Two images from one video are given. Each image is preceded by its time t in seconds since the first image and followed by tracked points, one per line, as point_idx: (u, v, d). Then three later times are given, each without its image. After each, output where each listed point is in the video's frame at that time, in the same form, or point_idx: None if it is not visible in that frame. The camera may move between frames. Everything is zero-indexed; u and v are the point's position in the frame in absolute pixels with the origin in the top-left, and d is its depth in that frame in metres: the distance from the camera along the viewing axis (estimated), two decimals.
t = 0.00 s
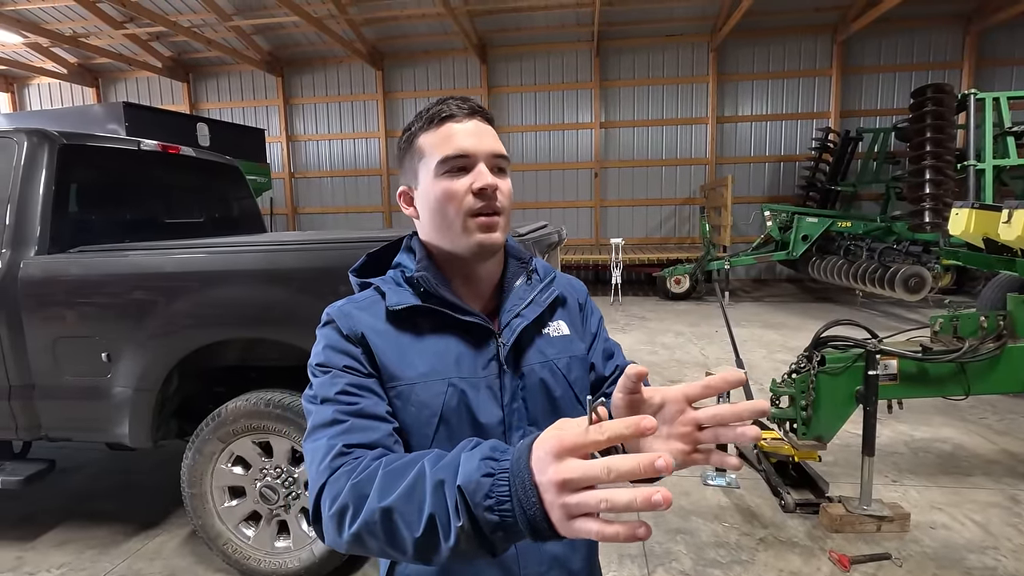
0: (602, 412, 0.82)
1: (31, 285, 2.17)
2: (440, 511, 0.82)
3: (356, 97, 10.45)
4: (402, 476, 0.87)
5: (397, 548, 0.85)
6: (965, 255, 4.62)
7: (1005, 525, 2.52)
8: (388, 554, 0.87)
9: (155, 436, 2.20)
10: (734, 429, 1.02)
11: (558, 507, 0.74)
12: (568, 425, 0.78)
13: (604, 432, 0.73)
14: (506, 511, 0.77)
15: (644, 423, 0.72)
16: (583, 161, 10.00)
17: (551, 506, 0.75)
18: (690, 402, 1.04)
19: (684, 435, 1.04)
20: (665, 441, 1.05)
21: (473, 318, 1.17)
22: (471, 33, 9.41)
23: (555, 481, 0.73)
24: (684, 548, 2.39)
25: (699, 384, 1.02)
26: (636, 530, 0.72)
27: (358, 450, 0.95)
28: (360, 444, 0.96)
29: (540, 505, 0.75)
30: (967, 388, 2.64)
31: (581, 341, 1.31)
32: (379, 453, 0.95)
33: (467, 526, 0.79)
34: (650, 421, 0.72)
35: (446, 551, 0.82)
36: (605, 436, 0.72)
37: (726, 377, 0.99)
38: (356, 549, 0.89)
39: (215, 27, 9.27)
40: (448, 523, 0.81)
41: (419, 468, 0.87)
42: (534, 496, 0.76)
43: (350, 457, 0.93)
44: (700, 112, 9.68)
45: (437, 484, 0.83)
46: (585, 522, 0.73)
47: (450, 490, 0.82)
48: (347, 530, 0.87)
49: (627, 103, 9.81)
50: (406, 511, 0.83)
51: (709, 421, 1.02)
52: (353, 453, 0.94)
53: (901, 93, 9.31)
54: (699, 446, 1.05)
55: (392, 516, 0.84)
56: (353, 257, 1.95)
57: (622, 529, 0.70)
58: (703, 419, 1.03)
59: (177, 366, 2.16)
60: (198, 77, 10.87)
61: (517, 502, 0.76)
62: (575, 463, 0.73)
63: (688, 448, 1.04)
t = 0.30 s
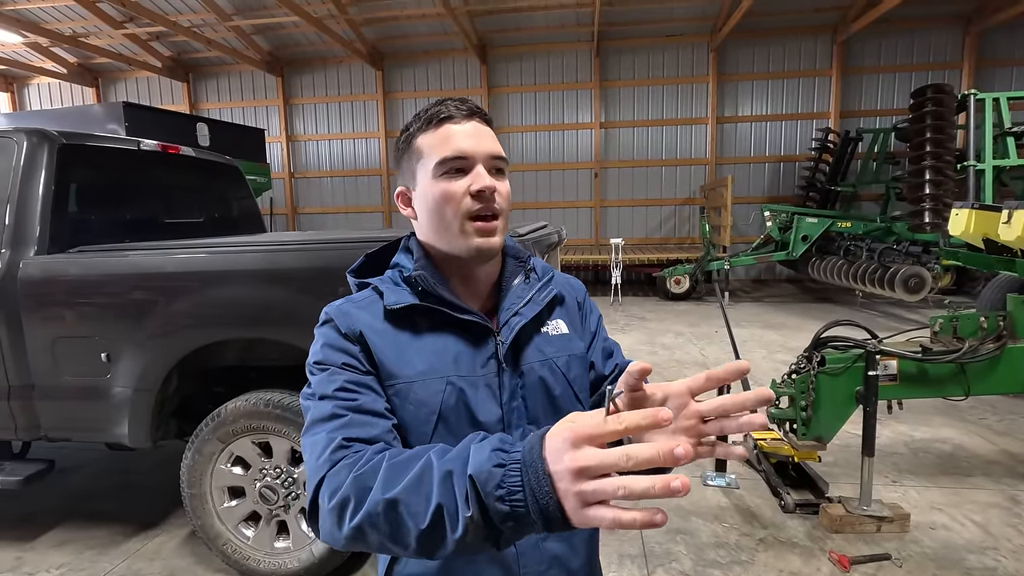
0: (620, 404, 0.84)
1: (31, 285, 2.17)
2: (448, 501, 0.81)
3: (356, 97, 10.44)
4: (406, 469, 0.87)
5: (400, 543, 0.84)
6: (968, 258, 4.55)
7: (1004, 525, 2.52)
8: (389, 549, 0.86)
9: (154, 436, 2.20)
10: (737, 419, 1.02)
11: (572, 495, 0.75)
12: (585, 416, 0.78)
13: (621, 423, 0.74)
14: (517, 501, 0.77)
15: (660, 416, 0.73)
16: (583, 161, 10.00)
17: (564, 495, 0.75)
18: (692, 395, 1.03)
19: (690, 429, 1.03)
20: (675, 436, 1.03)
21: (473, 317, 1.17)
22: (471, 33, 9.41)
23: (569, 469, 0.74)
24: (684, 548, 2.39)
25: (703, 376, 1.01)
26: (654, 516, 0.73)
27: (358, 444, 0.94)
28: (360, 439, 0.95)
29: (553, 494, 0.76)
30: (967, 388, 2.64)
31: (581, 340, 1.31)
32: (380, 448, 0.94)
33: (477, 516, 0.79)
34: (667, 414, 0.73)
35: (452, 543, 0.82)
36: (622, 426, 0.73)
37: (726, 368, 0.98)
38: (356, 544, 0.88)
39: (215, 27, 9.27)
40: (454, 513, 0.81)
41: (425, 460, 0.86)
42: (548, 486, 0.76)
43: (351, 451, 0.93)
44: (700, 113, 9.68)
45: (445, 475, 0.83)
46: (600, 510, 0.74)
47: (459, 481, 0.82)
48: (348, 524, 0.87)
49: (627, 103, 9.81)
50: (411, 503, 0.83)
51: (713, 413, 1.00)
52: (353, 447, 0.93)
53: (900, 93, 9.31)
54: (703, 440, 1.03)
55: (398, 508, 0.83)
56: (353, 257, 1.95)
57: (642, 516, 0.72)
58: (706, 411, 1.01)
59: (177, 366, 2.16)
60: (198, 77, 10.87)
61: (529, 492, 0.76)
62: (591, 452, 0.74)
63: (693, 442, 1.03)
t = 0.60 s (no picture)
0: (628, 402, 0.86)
1: (31, 285, 2.17)
2: (470, 493, 0.80)
3: (357, 97, 10.45)
4: (423, 462, 0.85)
5: (416, 538, 0.82)
6: (965, 258, 4.61)
7: (1004, 526, 2.52)
8: (403, 545, 0.84)
9: (155, 435, 2.20)
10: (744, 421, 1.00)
11: (598, 479, 0.75)
12: (606, 406, 0.80)
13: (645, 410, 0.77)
14: (543, 489, 0.77)
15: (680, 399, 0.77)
16: (584, 161, 10.00)
17: (590, 480, 0.75)
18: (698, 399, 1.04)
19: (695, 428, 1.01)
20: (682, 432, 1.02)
21: (477, 317, 1.17)
22: (472, 34, 9.40)
23: (596, 453, 0.75)
24: (684, 549, 2.39)
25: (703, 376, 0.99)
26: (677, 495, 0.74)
27: (368, 440, 0.93)
28: (369, 435, 0.93)
29: (579, 481, 0.76)
30: (968, 389, 2.65)
31: (580, 341, 1.32)
32: (390, 444, 0.93)
33: (501, 506, 0.79)
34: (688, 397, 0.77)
35: (470, 537, 0.80)
36: (643, 412, 0.76)
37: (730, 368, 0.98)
38: (369, 542, 0.85)
39: (215, 27, 9.28)
40: (477, 505, 0.80)
41: (443, 453, 0.85)
42: (574, 472, 0.76)
43: (361, 447, 0.91)
44: (700, 113, 9.68)
45: (467, 467, 0.82)
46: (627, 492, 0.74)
47: (481, 472, 0.81)
48: (361, 519, 0.83)
49: (627, 103, 9.81)
50: (432, 496, 0.81)
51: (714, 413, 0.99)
52: (364, 443, 0.91)
53: (901, 94, 9.31)
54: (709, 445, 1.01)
55: (418, 501, 0.81)
56: (354, 257, 1.95)
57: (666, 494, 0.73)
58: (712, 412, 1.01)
59: (177, 366, 2.16)
60: (198, 77, 10.87)
61: (554, 479, 0.76)
62: (616, 436, 0.75)
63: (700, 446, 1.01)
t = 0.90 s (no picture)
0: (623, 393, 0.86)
1: (31, 284, 2.17)
2: (478, 485, 0.80)
3: (357, 97, 10.45)
4: (429, 456, 0.85)
5: (423, 531, 0.82)
6: (966, 258, 4.62)
7: (1005, 527, 2.52)
8: (409, 538, 0.83)
9: (155, 435, 2.20)
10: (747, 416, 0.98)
11: (608, 470, 0.75)
12: (615, 399, 0.80)
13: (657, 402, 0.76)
14: (552, 481, 0.77)
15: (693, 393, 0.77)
16: (584, 161, 10.00)
17: (599, 471, 0.76)
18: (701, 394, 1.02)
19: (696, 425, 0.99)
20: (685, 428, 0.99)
21: (476, 315, 1.17)
22: (472, 33, 9.39)
23: (606, 445, 0.75)
24: (685, 549, 2.39)
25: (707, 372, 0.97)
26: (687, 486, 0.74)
27: (372, 436, 0.92)
28: (373, 430, 0.93)
29: (589, 474, 0.76)
30: (969, 389, 2.64)
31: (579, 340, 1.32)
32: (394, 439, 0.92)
33: (509, 498, 0.78)
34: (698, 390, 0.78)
35: (476, 530, 0.80)
36: (656, 403, 0.75)
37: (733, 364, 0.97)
38: (373, 536, 0.84)
39: (216, 27, 9.29)
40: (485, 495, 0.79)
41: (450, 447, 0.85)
42: (583, 464, 0.76)
43: (365, 441, 0.90)
44: (701, 113, 9.67)
45: (475, 460, 0.81)
46: (639, 483, 0.74)
47: (489, 464, 0.81)
48: (367, 513, 0.83)
49: (628, 103, 9.81)
50: (439, 489, 0.80)
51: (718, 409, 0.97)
52: (368, 438, 0.91)
53: (901, 94, 9.31)
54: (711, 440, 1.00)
55: (425, 494, 0.80)
56: (354, 257, 1.95)
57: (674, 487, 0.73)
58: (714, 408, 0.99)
59: (177, 366, 2.16)
60: (199, 76, 10.88)
61: (564, 472, 0.76)
62: (627, 428, 0.76)
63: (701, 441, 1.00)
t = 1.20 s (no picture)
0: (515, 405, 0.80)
1: (32, 284, 2.17)
2: (380, 502, 0.79)
3: (358, 96, 10.44)
4: (354, 470, 0.87)
5: (353, 540, 0.85)
6: (967, 257, 4.61)
7: (1006, 526, 2.52)
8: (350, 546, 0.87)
9: (156, 435, 2.21)
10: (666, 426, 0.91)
11: (474, 496, 0.71)
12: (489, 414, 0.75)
13: (519, 422, 0.70)
14: (432, 502, 0.73)
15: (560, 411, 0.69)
16: (585, 160, 9.99)
17: (468, 495, 0.72)
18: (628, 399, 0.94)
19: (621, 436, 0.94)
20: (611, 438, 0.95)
21: (466, 316, 1.17)
22: (473, 33, 9.38)
23: (468, 469, 0.71)
24: (686, 549, 2.39)
25: (634, 378, 0.92)
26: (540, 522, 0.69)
27: (335, 444, 0.96)
28: (336, 438, 0.97)
29: (462, 494, 0.72)
30: (970, 389, 2.64)
31: (579, 342, 1.30)
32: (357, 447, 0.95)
33: (399, 516, 0.76)
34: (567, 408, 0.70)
35: (388, 544, 0.79)
36: (518, 422, 0.69)
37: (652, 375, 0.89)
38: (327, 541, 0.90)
39: (216, 27, 9.29)
40: (380, 513, 0.78)
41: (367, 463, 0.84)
42: (457, 485, 0.72)
43: (324, 451, 0.95)
44: (702, 112, 9.67)
45: (377, 478, 0.80)
46: (496, 512, 0.69)
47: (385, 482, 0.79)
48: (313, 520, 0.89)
49: (629, 102, 9.80)
50: (354, 504, 0.82)
51: (644, 420, 0.91)
52: (328, 447, 0.95)
53: (902, 92, 9.30)
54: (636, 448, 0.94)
55: (344, 508, 0.83)
56: (355, 257, 1.94)
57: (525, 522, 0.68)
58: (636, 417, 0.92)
59: (178, 366, 2.16)
60: (199, 76, 10.88)
61: (441, 493, 0.73)
62: (489, 451, 0.70)
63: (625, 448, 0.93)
